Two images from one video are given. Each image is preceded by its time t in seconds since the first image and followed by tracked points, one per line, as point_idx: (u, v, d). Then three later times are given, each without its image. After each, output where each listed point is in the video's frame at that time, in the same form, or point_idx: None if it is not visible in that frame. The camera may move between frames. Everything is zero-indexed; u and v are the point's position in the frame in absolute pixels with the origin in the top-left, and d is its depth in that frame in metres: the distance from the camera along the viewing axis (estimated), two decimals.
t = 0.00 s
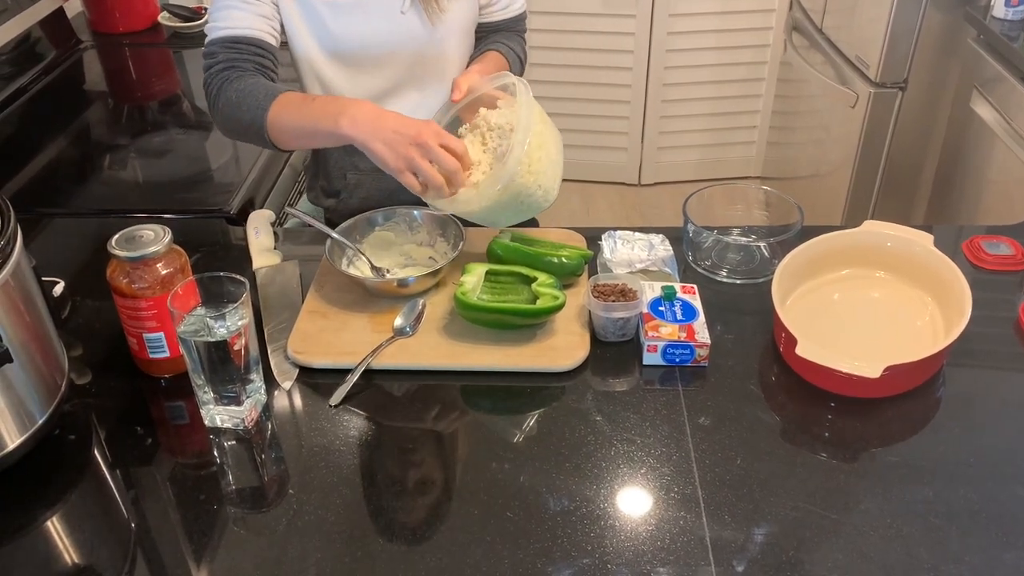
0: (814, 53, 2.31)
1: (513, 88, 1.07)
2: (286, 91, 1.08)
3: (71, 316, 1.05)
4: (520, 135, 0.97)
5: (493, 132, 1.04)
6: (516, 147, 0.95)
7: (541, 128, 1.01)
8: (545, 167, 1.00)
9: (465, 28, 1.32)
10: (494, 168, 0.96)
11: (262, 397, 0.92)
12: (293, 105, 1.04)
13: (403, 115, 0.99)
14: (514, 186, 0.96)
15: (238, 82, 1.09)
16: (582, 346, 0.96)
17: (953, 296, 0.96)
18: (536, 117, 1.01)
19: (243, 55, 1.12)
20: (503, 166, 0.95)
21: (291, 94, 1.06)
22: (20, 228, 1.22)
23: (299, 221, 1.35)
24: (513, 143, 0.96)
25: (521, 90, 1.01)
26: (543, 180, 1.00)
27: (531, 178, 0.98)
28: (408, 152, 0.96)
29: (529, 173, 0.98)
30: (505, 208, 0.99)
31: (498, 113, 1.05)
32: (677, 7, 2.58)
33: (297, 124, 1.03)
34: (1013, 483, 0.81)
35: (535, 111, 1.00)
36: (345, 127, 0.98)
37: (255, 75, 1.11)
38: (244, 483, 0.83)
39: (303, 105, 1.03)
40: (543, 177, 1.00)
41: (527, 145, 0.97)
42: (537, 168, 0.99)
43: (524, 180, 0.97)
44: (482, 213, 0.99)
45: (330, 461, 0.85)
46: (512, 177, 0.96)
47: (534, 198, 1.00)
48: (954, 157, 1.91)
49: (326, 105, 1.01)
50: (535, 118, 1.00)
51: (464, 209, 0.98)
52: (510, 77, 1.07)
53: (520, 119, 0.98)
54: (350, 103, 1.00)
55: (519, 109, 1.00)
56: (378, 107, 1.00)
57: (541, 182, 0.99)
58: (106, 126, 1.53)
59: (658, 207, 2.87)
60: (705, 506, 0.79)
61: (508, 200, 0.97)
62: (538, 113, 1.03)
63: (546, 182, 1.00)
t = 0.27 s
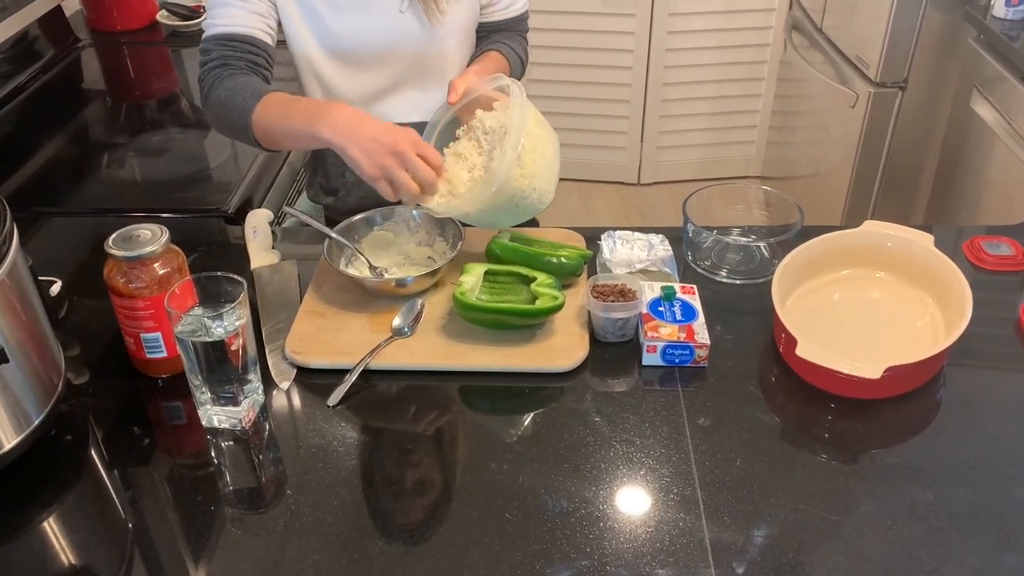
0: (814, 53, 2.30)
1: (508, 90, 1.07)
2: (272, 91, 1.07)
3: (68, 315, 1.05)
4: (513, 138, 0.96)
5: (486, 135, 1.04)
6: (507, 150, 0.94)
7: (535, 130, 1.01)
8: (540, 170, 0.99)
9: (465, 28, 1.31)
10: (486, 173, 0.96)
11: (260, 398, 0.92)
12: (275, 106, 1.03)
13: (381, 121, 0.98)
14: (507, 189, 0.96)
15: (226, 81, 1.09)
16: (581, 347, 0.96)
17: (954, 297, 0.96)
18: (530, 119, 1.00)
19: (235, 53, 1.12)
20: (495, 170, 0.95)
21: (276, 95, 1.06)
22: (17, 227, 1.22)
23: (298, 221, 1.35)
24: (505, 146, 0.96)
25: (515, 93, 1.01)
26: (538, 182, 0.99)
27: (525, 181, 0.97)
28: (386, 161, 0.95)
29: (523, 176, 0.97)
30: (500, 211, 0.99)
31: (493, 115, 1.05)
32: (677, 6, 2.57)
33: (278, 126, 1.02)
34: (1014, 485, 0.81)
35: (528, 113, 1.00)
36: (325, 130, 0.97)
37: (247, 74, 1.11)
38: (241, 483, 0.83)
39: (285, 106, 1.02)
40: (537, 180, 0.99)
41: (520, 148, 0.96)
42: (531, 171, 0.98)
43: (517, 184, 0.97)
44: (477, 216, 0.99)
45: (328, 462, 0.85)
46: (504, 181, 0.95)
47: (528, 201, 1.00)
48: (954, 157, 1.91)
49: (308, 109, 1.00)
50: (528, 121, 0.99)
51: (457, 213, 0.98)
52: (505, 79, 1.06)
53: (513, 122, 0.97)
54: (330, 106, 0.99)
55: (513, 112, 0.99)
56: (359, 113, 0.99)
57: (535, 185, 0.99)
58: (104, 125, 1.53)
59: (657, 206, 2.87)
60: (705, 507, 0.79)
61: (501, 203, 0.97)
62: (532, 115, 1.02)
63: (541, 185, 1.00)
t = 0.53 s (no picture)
0: (816, 53, 2.29)
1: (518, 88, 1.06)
2: (260, 96, 1.07)
3: (64, 313, 1.04)
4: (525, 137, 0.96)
5: (496, 133, 1.04)
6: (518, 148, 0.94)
7: (546, 129, 1.00)
8: (550, 168, 0.99)
9: (467, 28, 1.31)
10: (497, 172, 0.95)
11: (256, 398, 0.91)
12: (259, 113, 1.03)
13: (360, 142, 0.98)
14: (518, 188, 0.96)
15: (216, 80, 1.08)
16: (580, 348, 0.95)
17: (956, 300, 0.95)
18: (541, 117, 1.00)
19: (226, 52, 1.11)
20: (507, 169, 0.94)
21: (263, 100, 1.05)
22: (15, 223, 1.21)
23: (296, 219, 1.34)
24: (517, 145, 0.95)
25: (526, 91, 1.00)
26: (548, 180, 0.99)
27: (536, 179, 0.97)
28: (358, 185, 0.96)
29: (534, 174, 0.97)
30: (510, 209, 0.99)
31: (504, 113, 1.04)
32: (678, 5, 2.57)
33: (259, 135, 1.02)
34: (1015, 490, 0.80)
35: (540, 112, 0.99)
36: (306, 145, 0.98)
37: (236, 74, 1.10)
38: (237, 484, 0.82)
39: (270, 114, 1.02)
40: (547, 180, 0.99)
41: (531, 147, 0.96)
42: (542, 169, 0.98)
43: (528, 182, 0.96)
44: (486, 213, 0.99)
45: (324, 463, 0.84)
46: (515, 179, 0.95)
47: (538, 199, 0.99)
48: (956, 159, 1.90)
49: (290, 123, 1.00)
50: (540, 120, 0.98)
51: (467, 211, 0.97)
52: (515, 76, 1.06)
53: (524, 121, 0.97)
54: (311, 123, 0.99)
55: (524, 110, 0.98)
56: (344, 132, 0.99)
57: (546, 183, 0.98)
58: (103, 121, 1.52)
59: (658, 206, 2.86)
60: (704, 511, 0.78)
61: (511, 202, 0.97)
62: (543, 113, 1.01)
63: (551, 183, 1.00)
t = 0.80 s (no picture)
0: (822, 55, 2.28)
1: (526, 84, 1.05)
2: (259, 94, 1.05)
3: (56, 308, 1.03)
4: (534, 134, 0.94)
5: (501, 130, 1.02)
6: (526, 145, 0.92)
7: (553, 127, 0.99)
8: (556, 167, 0.97)
9: (471, 24, 1.29)
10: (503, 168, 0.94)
11: (247, 397, 0.90)
12: (259, 111, 1.02)
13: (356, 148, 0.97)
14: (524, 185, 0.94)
15: (214, 73, 1.07)
16: (576, 351, 0.94)
17: (960, 308, 0.93)
18: (549, 116, 0.98)
19: (224, 45, 1.09)
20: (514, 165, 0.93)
21: (262, 98, 1.04)
22: (10, 217, 1.20)
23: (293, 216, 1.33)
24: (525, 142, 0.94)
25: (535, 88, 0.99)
26: (552, 179, 0.97)
27: (542, 178, 0.95)
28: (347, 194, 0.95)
29: (541, 172, 0.95)
30: (514, 206, 0.97)
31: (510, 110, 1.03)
32: (684, 5, 2.55)
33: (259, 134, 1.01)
34: (1017, 502, 0.79)
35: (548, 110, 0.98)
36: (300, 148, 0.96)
37: (234, 69, 1.08)
38: (226, 485, 0.81)
39: (268, 112, 1.01)
40: (552, 179, 0.97)
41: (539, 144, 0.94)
42: (548, 167, 0.96)
43: (535, 179, 0.94)
44: (489, 210, 0.97)
45: (314, 465, 0.83)
46: (522, 176, 0.93)
47: (542, 198, 0.98)
48: (962, 163, 1.88)
49: (289, 121, 0.99)
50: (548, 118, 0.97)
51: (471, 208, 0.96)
52: (523, 74, 1.04)
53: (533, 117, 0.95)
54: (311, 123, 0.97)
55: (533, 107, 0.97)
56: (341, 136, 0.98)
57: (550, 182, 0.97)
58: (102, 114, 1.51)
59: (660, 207, 2.84)
60: (700, 520, 0.77)
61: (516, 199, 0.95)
62: (551, 111, 1.00)
63: (556, 181, 0.98)
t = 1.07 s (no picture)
0: (832, 59, 2.25)
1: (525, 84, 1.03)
2: (262, 70, 1.05)
3: (47, 306, 1.02)
4: (528, 132, 0.92)
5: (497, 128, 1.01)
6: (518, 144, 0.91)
7: (550, 126, 0.97)
8: (550, 166, 0.96)
9: (476, 23, 1.27)
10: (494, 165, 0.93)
11: (234, 400, 0.88)
12: (264, 80, 1.02)
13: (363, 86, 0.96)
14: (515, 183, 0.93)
15: (220, 64, 1.06)
16: (571, 360, 0.92)
17: (965, 321, 0.91)
18: (546, 114, 0.97)
19: (227, 39, 1.09)
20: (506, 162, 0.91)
21: (267, 71, 1.04)
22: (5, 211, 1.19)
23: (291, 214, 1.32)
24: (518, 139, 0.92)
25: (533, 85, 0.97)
26: (546, 179, 0.96)
27: (534, 177, 0.94)
28: (359, 124, 0.94)
29: (533, 171, 0.94)
30: (505, 205, 0.96)
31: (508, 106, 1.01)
32: (692, 6, 2.53)
33: (266, 101, 1.00)
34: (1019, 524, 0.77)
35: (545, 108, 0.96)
36: (309, 96, 0.96)
37: (239, 59, 1.07)
38: (210, 489, 0.80)
39: (275, 77, 1.01)
40: (545, 178, 0.96)
41: (532, 142, 0.93)
42: (541, 167, 0.95)
43: (526, 178, 0.93)
44: (480, 208, 0.96)
45: (301, 471, 0.81)
46: (513, 175, 0.92)
47: (534, 197, 0.96)
48: (971, 171, 1.85)
49: (294, 79, 0.99)
50: (544, 116, 0.95)
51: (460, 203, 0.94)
52: (522, 72, 1.02)
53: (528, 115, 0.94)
54: (316, 74, 0.97)
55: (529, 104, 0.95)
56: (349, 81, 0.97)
57: (543, 182, 0.95)
58: (102, 108, 1.50)
59: (666, 210, 2.82)
60: (692, 536, 0.75)
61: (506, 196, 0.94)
62: (549, 109, 0.98)
63: (549, 181, 0.96)
